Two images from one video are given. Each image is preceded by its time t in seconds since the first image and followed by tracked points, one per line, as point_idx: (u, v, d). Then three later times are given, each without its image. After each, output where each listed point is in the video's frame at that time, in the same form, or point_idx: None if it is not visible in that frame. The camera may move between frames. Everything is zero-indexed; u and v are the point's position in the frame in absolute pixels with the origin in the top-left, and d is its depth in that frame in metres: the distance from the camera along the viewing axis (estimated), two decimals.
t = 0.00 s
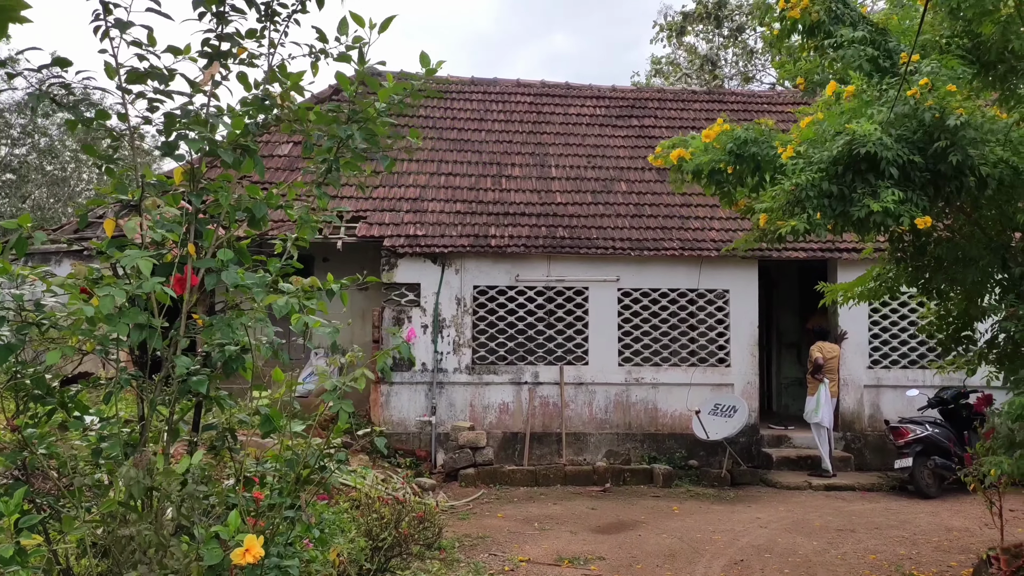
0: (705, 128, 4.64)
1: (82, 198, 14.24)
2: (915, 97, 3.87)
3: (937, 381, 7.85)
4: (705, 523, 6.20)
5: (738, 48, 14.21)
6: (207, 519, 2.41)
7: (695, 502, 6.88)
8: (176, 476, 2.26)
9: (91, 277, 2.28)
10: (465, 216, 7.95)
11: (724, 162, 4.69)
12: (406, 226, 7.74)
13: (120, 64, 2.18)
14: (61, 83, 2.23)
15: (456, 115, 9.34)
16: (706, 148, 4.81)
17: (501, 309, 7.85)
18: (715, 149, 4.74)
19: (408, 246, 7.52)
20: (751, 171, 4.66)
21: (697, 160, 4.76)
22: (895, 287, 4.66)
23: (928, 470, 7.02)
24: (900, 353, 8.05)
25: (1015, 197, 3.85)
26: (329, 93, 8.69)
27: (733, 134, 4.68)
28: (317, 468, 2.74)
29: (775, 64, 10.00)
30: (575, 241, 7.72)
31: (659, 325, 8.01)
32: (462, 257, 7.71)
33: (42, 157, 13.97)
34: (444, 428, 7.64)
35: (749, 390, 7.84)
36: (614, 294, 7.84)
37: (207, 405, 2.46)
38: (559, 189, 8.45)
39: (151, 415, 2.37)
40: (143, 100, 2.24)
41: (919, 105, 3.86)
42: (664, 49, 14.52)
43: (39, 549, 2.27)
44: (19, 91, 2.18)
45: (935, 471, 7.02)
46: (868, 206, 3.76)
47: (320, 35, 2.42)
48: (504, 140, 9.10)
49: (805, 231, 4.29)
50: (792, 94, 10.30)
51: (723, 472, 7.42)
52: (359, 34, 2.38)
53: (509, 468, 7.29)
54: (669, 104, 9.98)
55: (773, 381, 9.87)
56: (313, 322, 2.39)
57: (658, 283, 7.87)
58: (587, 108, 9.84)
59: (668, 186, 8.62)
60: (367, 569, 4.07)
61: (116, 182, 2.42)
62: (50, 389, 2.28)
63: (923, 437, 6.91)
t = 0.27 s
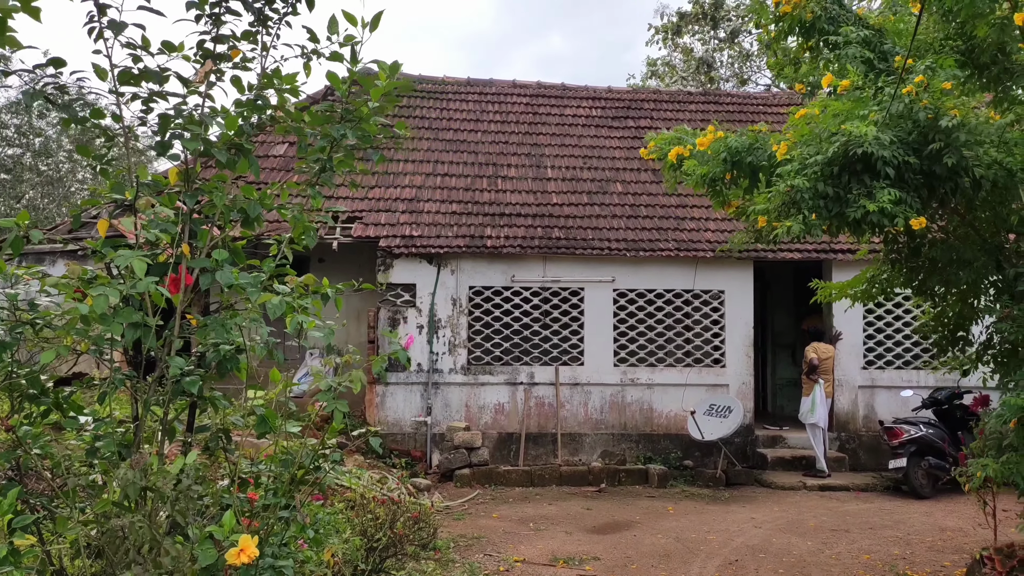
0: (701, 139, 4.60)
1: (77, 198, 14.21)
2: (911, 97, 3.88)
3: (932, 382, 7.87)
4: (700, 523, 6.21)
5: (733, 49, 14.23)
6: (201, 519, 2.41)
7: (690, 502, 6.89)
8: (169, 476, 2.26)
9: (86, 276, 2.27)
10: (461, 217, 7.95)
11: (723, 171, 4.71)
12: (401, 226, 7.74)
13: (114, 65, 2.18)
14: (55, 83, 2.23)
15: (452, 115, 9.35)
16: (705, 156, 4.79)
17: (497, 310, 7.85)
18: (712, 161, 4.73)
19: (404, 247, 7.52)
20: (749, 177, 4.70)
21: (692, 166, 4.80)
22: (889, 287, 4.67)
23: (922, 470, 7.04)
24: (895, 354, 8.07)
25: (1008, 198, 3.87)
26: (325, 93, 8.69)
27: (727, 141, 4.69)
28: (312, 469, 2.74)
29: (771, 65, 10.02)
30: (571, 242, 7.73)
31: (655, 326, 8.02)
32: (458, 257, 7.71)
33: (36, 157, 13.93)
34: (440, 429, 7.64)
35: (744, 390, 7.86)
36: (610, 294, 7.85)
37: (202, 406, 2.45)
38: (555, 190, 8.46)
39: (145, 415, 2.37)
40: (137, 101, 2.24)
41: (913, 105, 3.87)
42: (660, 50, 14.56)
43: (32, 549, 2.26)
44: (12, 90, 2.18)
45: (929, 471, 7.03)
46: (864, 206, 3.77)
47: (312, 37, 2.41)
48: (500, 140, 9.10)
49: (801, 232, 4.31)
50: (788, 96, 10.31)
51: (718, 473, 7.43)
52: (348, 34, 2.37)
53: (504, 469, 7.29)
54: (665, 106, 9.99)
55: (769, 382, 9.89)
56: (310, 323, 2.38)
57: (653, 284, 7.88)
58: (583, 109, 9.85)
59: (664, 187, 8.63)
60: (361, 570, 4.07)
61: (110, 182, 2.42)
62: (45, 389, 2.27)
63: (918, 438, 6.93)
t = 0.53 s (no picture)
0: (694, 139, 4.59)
1: (66, 196, 14.11)
2: (900, 95, 3.90)
3: (921, 380, 7.92)
4: (692, 522, 6.22)
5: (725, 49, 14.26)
6: (192, 520, 2.40)
7: (681, 501, 6.91)
8: (159, 476, 2.27)
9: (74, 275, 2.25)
10: (453, 216, 7.94)
11: (716, 171, 4.73)
12: (393, 225, 7.72)
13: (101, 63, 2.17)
14: (41, 80, 2.21)
15: (444, 114, 9.33)
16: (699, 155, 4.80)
17: (489, 309, 7.85)
18: (705, 156, 4.74)
19: (396, 246, 7.50)
20: (741, 177, 4.73)
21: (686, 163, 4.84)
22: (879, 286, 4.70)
23: (912, 469, 7.08)
24: (885, 353, 8.11)
25: (997, 198, 3.91)
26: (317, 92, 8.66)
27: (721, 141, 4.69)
28: (303, 469, 2.73)
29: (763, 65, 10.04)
30: (563, 241, 7.73)
31: (647, 325, 8.04)
32: (450, 257, 7.70)
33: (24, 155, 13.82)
34: (432, 428, 7.63)
35: (735, 389, 7.88)
36: (602, 294, 7.86)
37: (192, 405, 2.44)
38: (547, 189, 8.46)
39: (134, 415, 2.35)
40: (124, 99, 2.23)
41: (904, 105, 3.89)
42: (653, 50, 14.58)
43: (21, 551, 2.24)
44: None
45: (919, 470, 7.08)
46: (853, 204, 3.78)
47: (297, 29, 2.43)
48: (492, 139, 9.09)
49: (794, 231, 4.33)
50: (780, 96, 10.35)
51: (710, 472, 7.46)
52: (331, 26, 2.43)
53: (496, 468, 7.29)
54: (657, 105, 10.00)
55: (760, 381, 9.93)
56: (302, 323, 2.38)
57: (645, 284, 7.89)
58: (576, 109, 9.86)
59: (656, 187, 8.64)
60: (352, 569, 4.06)
61: (97, 180, 2.41)
62: (33, 389, 2.22)
63: (907, 436, 6.98)
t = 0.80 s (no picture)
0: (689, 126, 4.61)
1: (59, 194, 14.05)
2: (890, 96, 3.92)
3: (914, 379, 7.96)
4: (685, 520, 6.24)
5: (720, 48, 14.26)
6: (184, 518, 2.39)
7: (675, 499, 6.92)
8: (151, 476, 2.25)
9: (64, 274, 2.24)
10: (447, 214, 7.94)
11: (710, 161, 4.72)
12: (387, 223, 7.71)
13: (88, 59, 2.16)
14: (27, 78, 2.20)
15: (439, 112, 9.33)
16: (694, 143, 4.79)
17: (483, 307, 7.85)
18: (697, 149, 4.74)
19: (390, 244, 7.50)
20: (733, 169, 4.72)
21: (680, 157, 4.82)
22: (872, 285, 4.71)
23: (904, 466, 7.11)
24: (878, 351, 8.14)
25: (990, 197, 3.88)
26: (310, 90, 8.63)
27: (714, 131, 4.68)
28: (296, 468, 2.73)
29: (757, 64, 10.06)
30: (557, 239, 7.74)
31: (641, 323, 8.05)
32: (445, 255, 7.69)
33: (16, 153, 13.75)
34: (426, 426, 7.63)
35: (729, 387, 7.90)
36: (596, 292, 7.86)
37: (184, 403, 2.44)
38: (542, 187, 8.46)
39: (126, 414, 2.34)
40: (112, 96, 2.22)
41: (895, 104, 3.90)
42: (649, 48, 14.55)
43: (11, 550, 2.23)
44: None
45: (911, 468, 7.10)
46: (845, 203, 3.80)
47: (284, 21, 2.46)
48: (487, 138, 9.09)
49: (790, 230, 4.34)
50: (774, 95, 10.37)
51: (704, 469, 7.47)
52: (320, 18, 2.47)
53: (490, 466, 7.29)
54: (652, 104, 10.01)
55: (754, 379, 9.95)
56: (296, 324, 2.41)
57: (639, 282, 7.90)
58: (570, 107, 9.86)
59: (650, 185, 8.65)
60: (346, 568, 4.06)
61: (86, 178, 2.40)
62: (23, 388, 2.22)
63: (900, 434, 7.01)
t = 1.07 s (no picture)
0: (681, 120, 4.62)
1: (52, 193, 13.99)
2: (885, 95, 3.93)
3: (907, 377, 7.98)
4: (680, 518, 6.24)
5: (714, 48, 14.27)
6: (179, 517, 2.38)
7: (670, 498, 6.93)
8: (145, 474, 2.24)
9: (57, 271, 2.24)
10: (442, 213, 7.93)
11: (703, 158, 4.71)
12: (382, 222, 7.69)
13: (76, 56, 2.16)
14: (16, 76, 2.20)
15: (433, 111, 9.32)
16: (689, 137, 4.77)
17: (478, 307, 7.85)
18: (689, 146, 4.75)
19: (385, 243, 7.48)
20: (727, 166, 4.71)
21: (673, 153, 4.82)
22: (865, 283, 4.73)
23: (898, 465, 7.13)
24: (872, 350, 8.16)
25: (983, 197, 3.93)
26: (304, 88, 8.62)
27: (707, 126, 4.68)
28: (291, 466, 2.72)
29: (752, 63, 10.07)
30: (552, 238, 7.74)
31: (635, 322, 8.06)
32: (439, 254, 7.69)
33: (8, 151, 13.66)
34: (421, 425, 7.62)
35: (723, 386, 7.91)
36: (591, 291, 7.86)
37: (176, 403, 2.41)
38: (537, 186, 8.46)
39: (120, 412, 2.33)
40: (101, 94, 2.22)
41: (889, 104, 3.91)
42: (643, 48, 14.57)
43: (4, 549, 2.23)
44: None
45: (905, 466, 7.13)
46: (833, 202, 3.81)
47: (272, 13, 2.50)
48: (482, 136, 9.08)
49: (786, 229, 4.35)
50: (768, 94, 10.38)
51: (698, 468, 7.48)
52: (308, 12, 2.52)
53: (485, 465, 7.29)
54: (646, 103, 10.02)
55: (748, 377, 9.97)
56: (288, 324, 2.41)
57: (634, 281, 7.90)
58: (565, 106, 9.86)
59: (645, 184, 8.66)
60: (340, 567, 4.05)
61: (78, 176, 2.39)
62: (16, 386, 2.21)
63: (893, 433, 7.03)
